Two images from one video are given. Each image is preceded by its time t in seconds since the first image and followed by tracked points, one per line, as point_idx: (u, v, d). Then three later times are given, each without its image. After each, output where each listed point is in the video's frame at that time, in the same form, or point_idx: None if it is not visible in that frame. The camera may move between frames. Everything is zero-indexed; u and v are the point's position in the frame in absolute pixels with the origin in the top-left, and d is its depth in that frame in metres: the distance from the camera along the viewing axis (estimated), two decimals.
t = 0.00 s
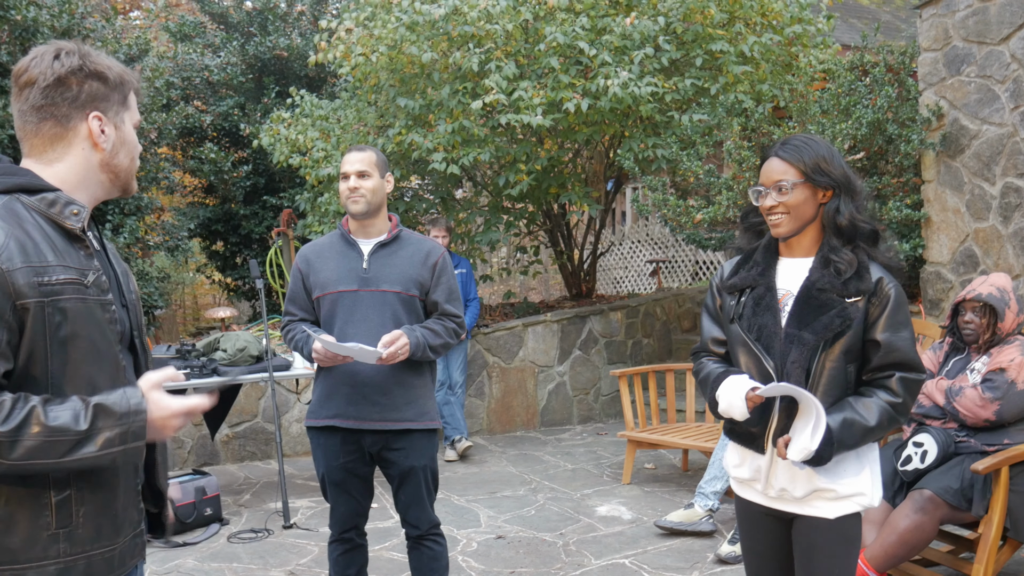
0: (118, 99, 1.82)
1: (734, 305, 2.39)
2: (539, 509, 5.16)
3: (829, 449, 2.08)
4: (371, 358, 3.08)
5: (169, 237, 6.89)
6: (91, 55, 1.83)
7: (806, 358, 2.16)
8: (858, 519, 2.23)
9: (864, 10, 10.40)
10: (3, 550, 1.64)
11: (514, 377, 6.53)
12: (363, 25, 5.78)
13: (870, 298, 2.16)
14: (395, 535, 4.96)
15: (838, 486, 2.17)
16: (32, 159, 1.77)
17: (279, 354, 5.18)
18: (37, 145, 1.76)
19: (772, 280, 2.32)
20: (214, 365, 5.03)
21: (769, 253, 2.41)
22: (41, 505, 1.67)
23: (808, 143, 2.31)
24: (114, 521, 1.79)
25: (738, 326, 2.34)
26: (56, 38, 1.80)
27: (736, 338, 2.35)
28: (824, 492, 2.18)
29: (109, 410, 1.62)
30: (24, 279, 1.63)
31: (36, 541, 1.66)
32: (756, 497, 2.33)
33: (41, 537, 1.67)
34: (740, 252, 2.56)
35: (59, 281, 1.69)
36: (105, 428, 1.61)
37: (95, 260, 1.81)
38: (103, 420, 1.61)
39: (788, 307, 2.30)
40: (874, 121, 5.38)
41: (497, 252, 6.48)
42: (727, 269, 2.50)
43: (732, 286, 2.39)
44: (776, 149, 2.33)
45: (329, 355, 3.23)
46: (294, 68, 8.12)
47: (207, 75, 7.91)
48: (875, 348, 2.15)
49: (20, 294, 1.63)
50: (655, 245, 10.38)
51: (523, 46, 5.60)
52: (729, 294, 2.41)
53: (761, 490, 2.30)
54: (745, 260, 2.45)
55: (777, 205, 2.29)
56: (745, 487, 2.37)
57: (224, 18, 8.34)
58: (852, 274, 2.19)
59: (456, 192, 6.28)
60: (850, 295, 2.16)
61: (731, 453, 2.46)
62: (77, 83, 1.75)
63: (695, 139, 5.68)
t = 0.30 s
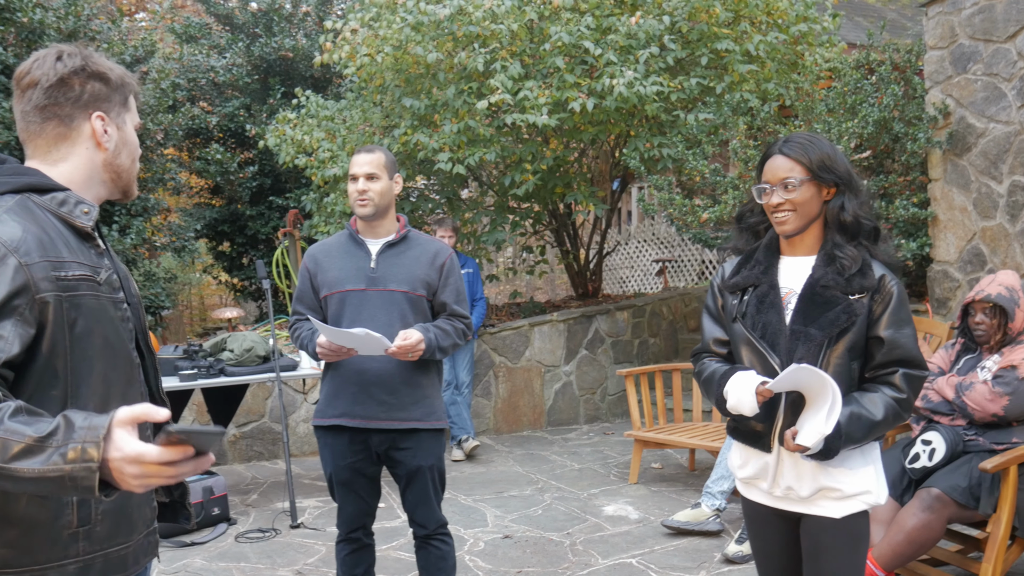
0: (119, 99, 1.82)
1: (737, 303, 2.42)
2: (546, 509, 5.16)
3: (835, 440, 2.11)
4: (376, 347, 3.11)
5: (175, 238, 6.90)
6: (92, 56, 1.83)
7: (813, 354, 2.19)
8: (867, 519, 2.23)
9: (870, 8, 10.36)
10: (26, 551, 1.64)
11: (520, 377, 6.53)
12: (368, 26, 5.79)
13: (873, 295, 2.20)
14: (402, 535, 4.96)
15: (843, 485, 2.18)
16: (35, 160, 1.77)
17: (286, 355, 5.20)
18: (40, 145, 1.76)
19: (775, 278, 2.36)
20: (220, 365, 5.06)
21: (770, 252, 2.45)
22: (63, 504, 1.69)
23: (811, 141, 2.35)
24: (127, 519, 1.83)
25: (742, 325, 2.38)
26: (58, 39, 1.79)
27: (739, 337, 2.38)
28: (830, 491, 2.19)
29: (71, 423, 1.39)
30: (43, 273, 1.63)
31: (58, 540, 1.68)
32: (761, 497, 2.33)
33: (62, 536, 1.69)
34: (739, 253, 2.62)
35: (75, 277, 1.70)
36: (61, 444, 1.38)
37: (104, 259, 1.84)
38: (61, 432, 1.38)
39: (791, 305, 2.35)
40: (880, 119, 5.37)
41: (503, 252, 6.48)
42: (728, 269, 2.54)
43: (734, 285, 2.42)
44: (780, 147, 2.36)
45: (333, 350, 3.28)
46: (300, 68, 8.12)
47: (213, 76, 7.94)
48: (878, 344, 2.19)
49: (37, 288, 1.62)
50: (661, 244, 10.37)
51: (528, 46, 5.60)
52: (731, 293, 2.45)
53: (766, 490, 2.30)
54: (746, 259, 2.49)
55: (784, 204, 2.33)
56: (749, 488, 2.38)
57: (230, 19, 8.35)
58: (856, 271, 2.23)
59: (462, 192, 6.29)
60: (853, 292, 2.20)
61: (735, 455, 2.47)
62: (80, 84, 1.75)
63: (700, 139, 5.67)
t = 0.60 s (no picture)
0: (101, 102, 1.75)
1: (751, 305, 2.44)
2: (559, 510, 5.16)
3: (847, 444, 2.12)
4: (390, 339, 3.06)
5: (190, 240, 6.92)
6: (103, 58, 1.79)
7: (825, 357, 2.21)
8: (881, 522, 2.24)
9: (884, 8, 10.33)
10: (52, 551, 1.69)
11: (533, 378, 6.54)
12: (382, 28, 5.81)
13: (888, 298, 2.21)
14: (416, 536, 4.98)
15: (856, 489, 2.19)
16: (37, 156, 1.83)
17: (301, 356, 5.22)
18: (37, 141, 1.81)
19: (789, 280, 2.38)
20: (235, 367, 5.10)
21: (786, 254, 2.46)
22: (85, 504, 1.74)
23: (827, 144, 2.35)
24: (146, 517, 1.88)
25: (755, 326, 2.40)
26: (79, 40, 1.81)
27: (752, 338, 2.40)
28: (843, 496, 2.20)
29: (127, 373, 1.49)
30: (59, 280, 1.66)
31: (82, 540, 1.73)
32: (774, 500, 2.34)
33: (85, 536, 1.74)
34: (754, 256, 2.63)
35: (88, 282, 1.74)
36: (124, 393, 1.48)
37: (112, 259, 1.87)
38: (119, 385, 1.49)
39: (805, 308, 2.36)
40: (894, 119, 5.36)
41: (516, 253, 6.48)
42: (743, 270, 2.56)
43: (749, 286, 2.45)
44: (795, 151, 2.37)
45: (347, 343, 3.22)
46: (313, 70, 8.21)
47: (227, 79, 7.89)
48: (892, 348, 2.20)
49: (55, 294, 1.65)
50: (674, 245, 10.36)
51: (541, 47, 5.60)
52: (746, 294, 2.47)
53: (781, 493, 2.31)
54: (761, 261, 2.50)
55: (800, 207, 2.34)
56: (763, 490, 2.39)
57: (244, 22, 8.39)
58: (871, 273, 2.24)
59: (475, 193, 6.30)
60: (867, 295, 2.21)
61: (747, 457, 2.48)
62: (62, 83, 1.74)
63: (712, 139, 5.61)
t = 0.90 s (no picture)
0: (72, 107, 1.76)
1: (766, 307, 2.46)
2: (573, 513, 5.14)
3: (852, 449, 2.11)
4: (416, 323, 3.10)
5: (202, 243, 6.94)
6: (81, 59, 1.80)
7: (834, 361, 2.21)
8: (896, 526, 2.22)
9: (895, 10, 10.33)
10: (78, 551, 1.73)
11: (545, 381, 6.53)
12: (392, 32, 5.83)
13: (901, 301, 2.18)
14: (430, 538, 4.97)
15: (869, 493, 2.17)
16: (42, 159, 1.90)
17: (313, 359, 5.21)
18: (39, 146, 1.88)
19: (803, 282, 2.37)
20: (248, 370, 5.13)
21: (801, 257, 2.46)
22: (108, 504, 1.77)
23: (843, 146, 2.34)
24: (168, 515, 1.91)
25: (770, 328, 2.40)
26: (71, 42, 1.86)
27: (768, 341, 2.42)
28: (856, 500, 2.18)
29: (159, 332, 1.66)
30: (72, 282, 1.71)
31: (107, 539, 1.76)
32: (789, 502, 2.34)
33: (109, 536, 1.77)
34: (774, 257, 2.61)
35: (99, 283, 1.78)
36: (160, 349, 1.65)
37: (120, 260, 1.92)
38: (155, 343, 1.65)
39: (818, 310, 2.34)
40: (907, 120, 5.34)
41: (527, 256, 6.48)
42: (761, 273, 2.58)
43: (765, 288, 2.47)
44: (811, 154, 2.36)
45: (365, 336, 3.23)
46: (324, 74, 8.28)
47: (238, 83, 7.81)
48: (905, 352, 2.17)
49: (70, 295, 1.71)
50: (685, 247, 10.39)
51: (551, 50, 5.59)
52: (762, 297, 2.49)
53: (794, 495, 2.31)
54: (778, 265, 2.51)
55: (817, 209, 2.32)
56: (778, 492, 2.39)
57: (255, 26, 8.38)
58: (883, 276, 2.22)
59: (487, 196, 6.32)
60: (879, 298, 2.19)
61: (763, 459, 2.48)
62: (42, 89, 1.78)
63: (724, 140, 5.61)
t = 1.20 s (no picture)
0: (138, 114, 1.76)
1: (835, 310, 2.44)
2: (629, 515, 5.12)
3: (925, 457, 2.08)
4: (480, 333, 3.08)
5: (258, 245, 7.06)
6: (145, 66, 1.80)
7: (904, 365, 2.19)
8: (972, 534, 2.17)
9: (956, 5, 10.09)
10: (149, 548, 1.74)
11: (600, 382, 6.51)
12: (445, 34, 5.86)
13: (974, 301, 2.13)
14: (488, 539, 4.98)
15: (941, 499, 2.14)
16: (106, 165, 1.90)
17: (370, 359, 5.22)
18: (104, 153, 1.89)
19: (871, 286, 2.34)
20: (306, 370, 5.17)
21: (870, 258, 2.42)
22: (178, 502, 1.78)
23: (910, 145, 2.31)
24: (236, 512, 1.92)
25: (839, 333, 2.38)
26: (135, 48, 1.86)
27: (838, 346, 2.38)
28: (928, 505, 2.16)
29: (232, 330, 1.67)
30: (143, 281, 1.72)
31: (177, 536, 1.78)
32: (860, 507, 2.32)
33: (179, 533, 1.78)
34: (841, 258, 2.56)
35: (168, 283, 1.78)
36: (233, 347, 1.66)
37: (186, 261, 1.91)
38: (229, 342, 1.66)
39: (888, 313, 2.30)
40: (971, 117, 5.23)
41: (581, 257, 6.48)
42: (828, 274, 2.55)
43: (833, 291, 2.44)
44: (877, 154, 2.32)
45: (432, 339, 3.24)
46: (378, 77, 8.29)
47: (294, 87, 8.17)
48: (980, 354, 2.11)
49: (141, 295, 1.71)
50: (740, 248, 10.33)
51: (604, 50, 5.56)
52: (831, 300, 2.46)
53: (865, 500, 2.30)
54: (846, 266, 2.48)
55: (887, 210, 2.28)
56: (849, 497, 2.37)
57: (309, 30, 8.46)
58: (955, 276, 2.17)
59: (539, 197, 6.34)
60: (950, 299, 2.15)
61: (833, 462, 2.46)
62: (109, 97, 1.78)
63: (782, 140, 5.60)
